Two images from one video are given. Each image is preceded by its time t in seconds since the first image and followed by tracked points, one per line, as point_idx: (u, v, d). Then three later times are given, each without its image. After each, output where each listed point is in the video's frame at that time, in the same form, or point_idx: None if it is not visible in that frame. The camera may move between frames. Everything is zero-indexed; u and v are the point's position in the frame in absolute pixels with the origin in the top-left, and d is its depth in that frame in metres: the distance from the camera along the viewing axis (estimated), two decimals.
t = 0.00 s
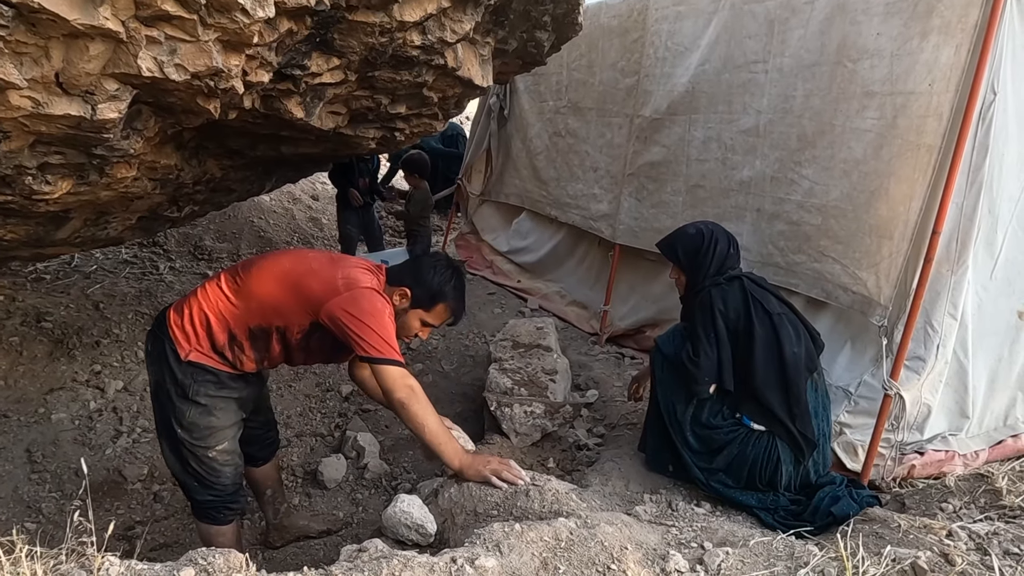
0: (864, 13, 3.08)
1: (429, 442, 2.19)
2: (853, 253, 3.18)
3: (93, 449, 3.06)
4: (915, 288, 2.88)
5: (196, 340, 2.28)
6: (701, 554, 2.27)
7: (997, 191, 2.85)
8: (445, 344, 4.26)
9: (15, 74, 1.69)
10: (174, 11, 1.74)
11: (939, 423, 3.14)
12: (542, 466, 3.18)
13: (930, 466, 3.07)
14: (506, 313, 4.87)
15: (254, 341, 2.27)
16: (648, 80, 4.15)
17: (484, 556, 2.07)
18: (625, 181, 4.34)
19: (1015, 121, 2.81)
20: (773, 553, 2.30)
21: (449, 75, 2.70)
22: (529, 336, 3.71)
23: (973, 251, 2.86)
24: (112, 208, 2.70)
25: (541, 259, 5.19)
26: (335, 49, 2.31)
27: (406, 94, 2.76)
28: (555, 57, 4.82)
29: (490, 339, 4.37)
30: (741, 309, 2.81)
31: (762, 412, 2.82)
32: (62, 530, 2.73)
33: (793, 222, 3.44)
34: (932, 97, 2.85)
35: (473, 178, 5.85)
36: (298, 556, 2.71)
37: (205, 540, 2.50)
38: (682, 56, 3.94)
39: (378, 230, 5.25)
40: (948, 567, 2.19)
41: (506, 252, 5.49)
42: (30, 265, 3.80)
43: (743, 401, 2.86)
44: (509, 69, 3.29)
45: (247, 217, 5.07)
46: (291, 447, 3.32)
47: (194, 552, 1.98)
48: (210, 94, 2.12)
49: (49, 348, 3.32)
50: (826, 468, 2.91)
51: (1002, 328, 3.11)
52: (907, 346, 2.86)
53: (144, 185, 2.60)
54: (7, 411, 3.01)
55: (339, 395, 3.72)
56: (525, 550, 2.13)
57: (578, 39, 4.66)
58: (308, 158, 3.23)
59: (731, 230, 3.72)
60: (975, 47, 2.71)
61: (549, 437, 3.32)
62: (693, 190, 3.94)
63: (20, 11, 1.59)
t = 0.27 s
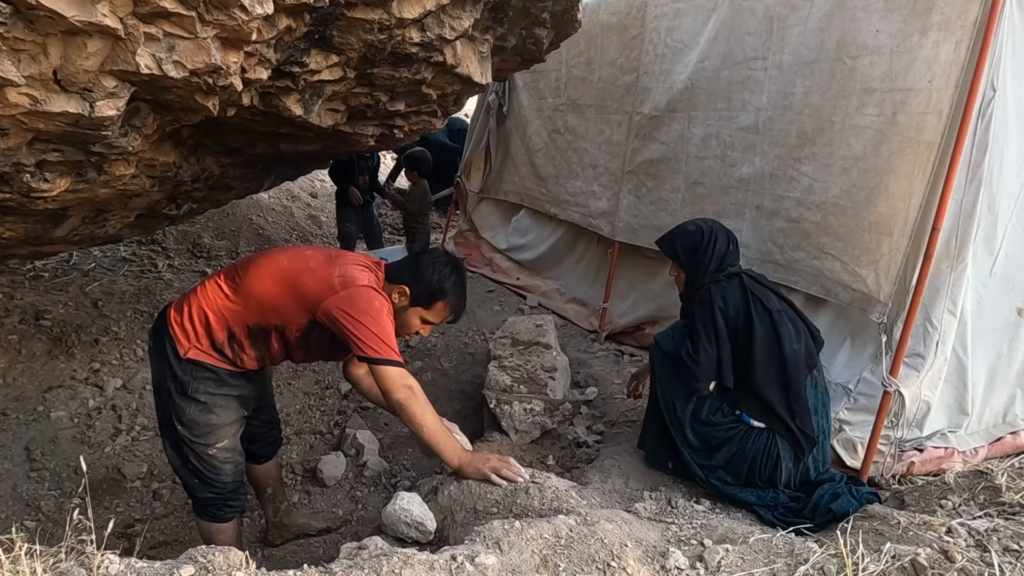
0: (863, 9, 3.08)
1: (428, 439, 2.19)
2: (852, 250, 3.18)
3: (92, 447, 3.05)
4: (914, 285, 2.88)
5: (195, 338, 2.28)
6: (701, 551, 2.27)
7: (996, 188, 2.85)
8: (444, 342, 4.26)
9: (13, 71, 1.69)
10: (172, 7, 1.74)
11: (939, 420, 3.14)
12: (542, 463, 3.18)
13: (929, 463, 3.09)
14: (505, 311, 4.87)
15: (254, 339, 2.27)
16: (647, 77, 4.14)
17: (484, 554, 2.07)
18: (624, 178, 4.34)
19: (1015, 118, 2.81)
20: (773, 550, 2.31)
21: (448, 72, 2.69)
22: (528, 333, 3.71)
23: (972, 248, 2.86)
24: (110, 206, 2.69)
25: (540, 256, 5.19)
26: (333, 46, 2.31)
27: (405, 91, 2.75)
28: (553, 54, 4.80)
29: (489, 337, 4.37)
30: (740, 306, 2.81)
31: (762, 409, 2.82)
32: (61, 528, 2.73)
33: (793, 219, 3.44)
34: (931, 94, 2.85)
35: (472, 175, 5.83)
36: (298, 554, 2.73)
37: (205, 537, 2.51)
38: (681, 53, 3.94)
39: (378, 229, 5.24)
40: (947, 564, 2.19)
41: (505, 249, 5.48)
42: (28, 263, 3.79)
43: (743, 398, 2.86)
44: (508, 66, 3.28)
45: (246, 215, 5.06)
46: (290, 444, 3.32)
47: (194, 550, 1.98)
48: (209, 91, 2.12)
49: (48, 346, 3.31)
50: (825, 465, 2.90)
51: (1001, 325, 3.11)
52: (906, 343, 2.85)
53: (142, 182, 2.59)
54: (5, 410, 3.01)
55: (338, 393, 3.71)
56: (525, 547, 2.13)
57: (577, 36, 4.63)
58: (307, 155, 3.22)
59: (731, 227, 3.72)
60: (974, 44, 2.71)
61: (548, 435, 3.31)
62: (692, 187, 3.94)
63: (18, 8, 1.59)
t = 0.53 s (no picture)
0: (861, 8, 3.08)
1: (426, 437, 2.20)
2: (851, 248, 3.19)
3: (92, 446, 3.06)
4: (912, 283, 2.89)
5: (196, 337, 2.28)
6: (700, 549, 2.28)
7: (994, 186, 2.85)
8: (443, 340, 4.26)
9: (13, 71, 1.69)
10: (171, 7, 1.74)
11: (936, 418, 3.15)
12: (541, 461, 3.18)
13: (926, 461, 3.11)
14: (504, 309, 4.88)
15: (255, 339, 2.27)
16: (646, 75, 4.14)
17: (483, 552, 2.08)
18: (623, 176, 4.34)
19: (1013, 117, 2.81)
20: (771, 548, 2.32)
21: (447, 71, 2.69)
22: (527, 332, 3.71)
23: (970, 246, 2.87)
24: (109, 205, 2.69)
25: (539, 255, 5.19)
26: (332, 45, 2.31)
27: (404, 90, 2.75)
28: (552, 52, 4.79)
29: (488, 335, 4.37)
30: (739, 304, 2.81)
31: (760, 407, 2.82)
32: (62, 526, 2.74)
33: (791, 217, 3.44)
34: (930, 92, 2.85)
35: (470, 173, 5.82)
36: (298, 552, 2.74)
37: (205, 536, 2.52)
38: (680, 51, 3.94)
39: (376, 228, 5.23)
40: (945, 561, 2.20)
41: (504, 247, 5.48)
42: (27, 262, 3.79)
43: (742, 396, 2.86)
44: (506, 64, 3.28)
45: (245, 213, 5.06)
46: (289, 443, 3.32)
47: (194, 548, 1.98)
48: (208, 91, 2.12)
49: (47, 345, 3.31)
50: (823, 463, 2.91)
51: (998, 322, 3.12)
52: (905, 341, 2.86)
53: (142, 181, 2.59)
54: (5, 408, 3.02)
55: (338, 391, 3.71)
56: (524, 545, 2.14)
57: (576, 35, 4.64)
58: (305, 154, 3.22)
59: (729, 226, 3.72)
60: (971, 43, 2.72)
61: (547, 433, 3.32)
62: (690, 186, 3.94)
63: (18, 8, 1.59)
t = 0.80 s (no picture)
0: (860, 5, 3.08)
1: (426, 434, 2.20)
2: (849, 246, 3.19)
3: (91, 444, 3.06)
4: (911, 281, 2.89)
5: (196, 335, 2.28)
6: (699, 545, 2.28)
7: (992, 183, 2.86)
8: (442, 338, 4.26)
9: (10, 69, 1.68)
10: (169, 4, 1.74)
11: (934, 415, 3.15)
12: (540, 459, 3.18)
13: (925, 458, 3.11)
14: (502, 307, 4.88)
15: (254, 337, 2.27)
16: (645, 73, 4.14)
17: (482, 549, 2.09)
18: (622, 173, 4.34)
19: (1011, 114, 2.81)
20: (770, 545, 2.32)
21: (446, 69, 2.69)
22: (525, 329, 3.71)
23: (968, 243, 2.87)
24: (107, 203, 2.69)
25: (538, 253, 5.19)
26: (330, 43, 2.30)
27: (402, 87, 2.74)
28: (551, 49, 4.74)
29: (487, 333, 4.37)
30: (738, 301, 2.81)
31: (759, 404, 2.83)
32: (60, 524, 2.74)
33: (790, 215, 3.45)
34: (928, 89, 2.85)
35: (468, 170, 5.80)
36: (297, 549, 2.72)
37: (205, 534, 2.52)
38: (679, 48, 3.93)
39: (375, 227, 5.24)
40: (943, 558, 2.20)
41: (503, 245, 5.48)
42: (25, 260, 3.78)
43: (740, 393, 2.87)
44: (505, 62, 3.28)
45: (244, 211, 5.05)
46: (288, 441, 3.32)
47: (194, 546, 1.99)
48: (206, 88, 2.11)
49: (46, 343, 3.31)
50: (822, 461, 2.92)
51: (997, 319, 3.13)
52: (902, 337, 2.89)
53: (140, 179, 2.59)
54: (3, 407, 3.02)
55: (336, 389, 3.71)
56: (523, 542, 2.14)
57: (573, 32, 4.60)
58: (304, 152, 3.22)
59: (728, 223, 3.72)
60: (970, 40, 2.72)
61: (546, 430, 3.31)
62: (689, 183, 3.94)
63: (15, 5, 1.59)
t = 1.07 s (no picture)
0: (858, 2, 3.08)
1: (425, 431, 2.21)
2: (847, 243, 3.20)
3: (90, 442, 3.06)
4: (909, 278, 2.90)
5: (196, 333, 2.29)
6: (698, 542, 2.29)
7: (990, 181, 2.86)
8: (441, 336, 4.26)
9: (10, 67, 1.69)
10: (168, 3, 1.74)
11: (933, 412, 3.16)
12: (539, 456, 3.18)
13: (923, 454, 3.12)
14: (501, 304, 4.88)
15: (254, 334, 2.28)
16: (643, 70, 4.14)
17: (482, 546, 2.09)
18: (620, 171, 4.35)
19: (1009, 112, 2.82)
20: (768, 541, 2.33)
21: (444, 67, 2.69)
22: (524, 327, 3.72)
23: (966, 241, 2.88)
24: (106, 201, 2.69)
25: (537, 250, 5.19)
26: (329, 41, 2.30)
27: (401, 85, 2.74)
28: (550, 47, 4.75)
29: (486, 331, 4.38)
30: (736, 299, 2.82)
31: (757, 401, 2.83)
32: (60, 522, 2.75)
33: (788, 212, 3.45)
34: (926, 87, 2.86)
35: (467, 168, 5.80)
36: (297, 547, 2.74)
37: (205, 531, 2.52)
38: (677, 46, 3.93)
39: (374, 224, 5.28)
40: (941, 554, 2.21)
41: (501, 243, 5.47)
42: (24, 258, 3.78)
43: (738, 390, 2.87)
44: (503, 59, 3.28)
45: (243, 209, 5.04)
46: (288, 439, 3.33)
47: (194, 544, 2.00)
48: (205, 87, 2.11)
49: (45, 341, 3.31)
50: (820, 457, 2.93)
51: (994, 317, 3.14)
52: (901, 334, 2.91)
53: (139, 177, 2.59)
54: (2, 405, 3.02)
55: (336, 387, 3.72)
56: (523, 539, 2.15)
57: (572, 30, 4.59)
58: (303, 150, 3.22)
59: (726, 221, 3.73)
60: (968, 38, 2.72)
61: (545, 428, 3.31)
62: (688, 181, 3.95)
63: (13, 4, 1.59)
